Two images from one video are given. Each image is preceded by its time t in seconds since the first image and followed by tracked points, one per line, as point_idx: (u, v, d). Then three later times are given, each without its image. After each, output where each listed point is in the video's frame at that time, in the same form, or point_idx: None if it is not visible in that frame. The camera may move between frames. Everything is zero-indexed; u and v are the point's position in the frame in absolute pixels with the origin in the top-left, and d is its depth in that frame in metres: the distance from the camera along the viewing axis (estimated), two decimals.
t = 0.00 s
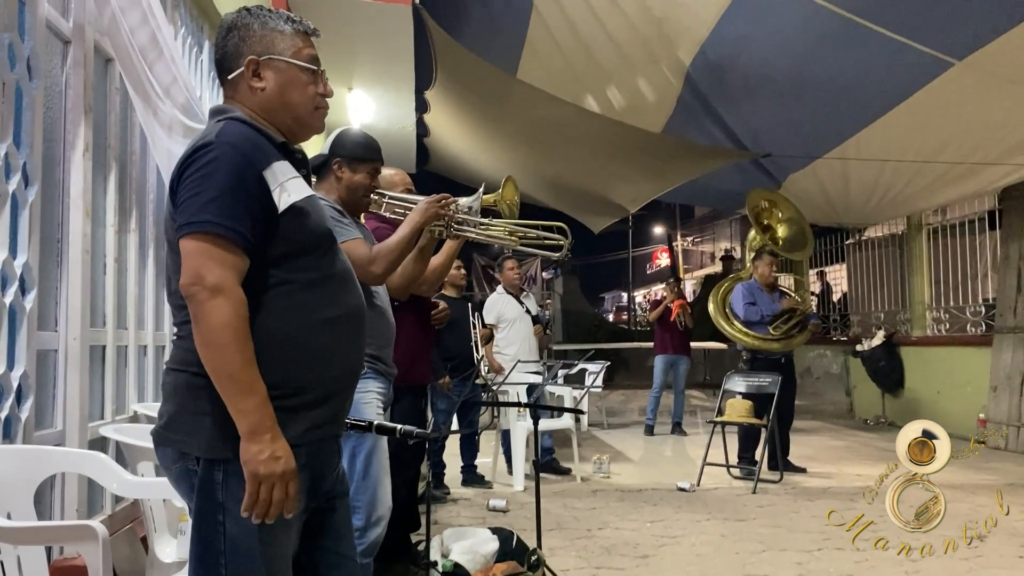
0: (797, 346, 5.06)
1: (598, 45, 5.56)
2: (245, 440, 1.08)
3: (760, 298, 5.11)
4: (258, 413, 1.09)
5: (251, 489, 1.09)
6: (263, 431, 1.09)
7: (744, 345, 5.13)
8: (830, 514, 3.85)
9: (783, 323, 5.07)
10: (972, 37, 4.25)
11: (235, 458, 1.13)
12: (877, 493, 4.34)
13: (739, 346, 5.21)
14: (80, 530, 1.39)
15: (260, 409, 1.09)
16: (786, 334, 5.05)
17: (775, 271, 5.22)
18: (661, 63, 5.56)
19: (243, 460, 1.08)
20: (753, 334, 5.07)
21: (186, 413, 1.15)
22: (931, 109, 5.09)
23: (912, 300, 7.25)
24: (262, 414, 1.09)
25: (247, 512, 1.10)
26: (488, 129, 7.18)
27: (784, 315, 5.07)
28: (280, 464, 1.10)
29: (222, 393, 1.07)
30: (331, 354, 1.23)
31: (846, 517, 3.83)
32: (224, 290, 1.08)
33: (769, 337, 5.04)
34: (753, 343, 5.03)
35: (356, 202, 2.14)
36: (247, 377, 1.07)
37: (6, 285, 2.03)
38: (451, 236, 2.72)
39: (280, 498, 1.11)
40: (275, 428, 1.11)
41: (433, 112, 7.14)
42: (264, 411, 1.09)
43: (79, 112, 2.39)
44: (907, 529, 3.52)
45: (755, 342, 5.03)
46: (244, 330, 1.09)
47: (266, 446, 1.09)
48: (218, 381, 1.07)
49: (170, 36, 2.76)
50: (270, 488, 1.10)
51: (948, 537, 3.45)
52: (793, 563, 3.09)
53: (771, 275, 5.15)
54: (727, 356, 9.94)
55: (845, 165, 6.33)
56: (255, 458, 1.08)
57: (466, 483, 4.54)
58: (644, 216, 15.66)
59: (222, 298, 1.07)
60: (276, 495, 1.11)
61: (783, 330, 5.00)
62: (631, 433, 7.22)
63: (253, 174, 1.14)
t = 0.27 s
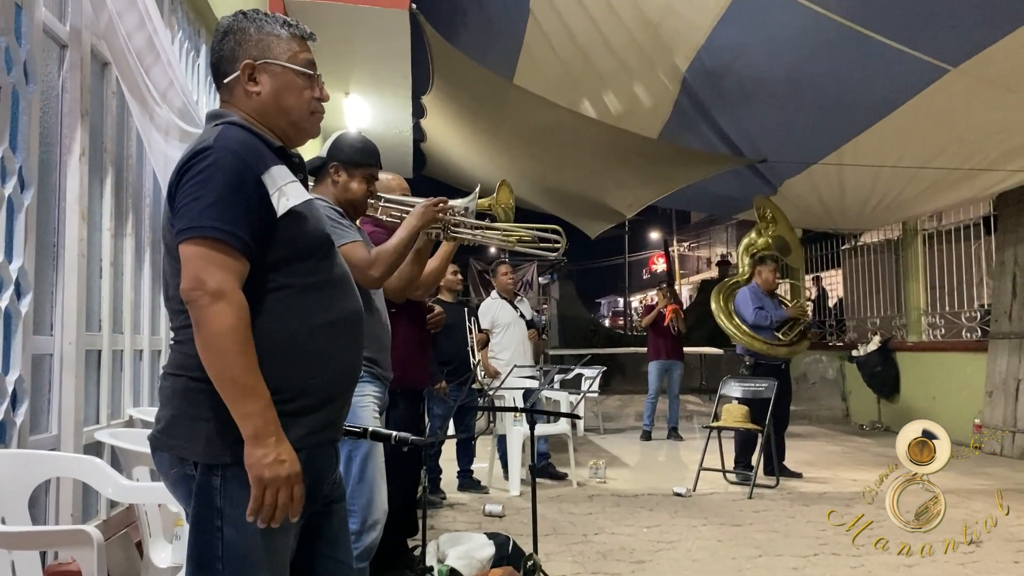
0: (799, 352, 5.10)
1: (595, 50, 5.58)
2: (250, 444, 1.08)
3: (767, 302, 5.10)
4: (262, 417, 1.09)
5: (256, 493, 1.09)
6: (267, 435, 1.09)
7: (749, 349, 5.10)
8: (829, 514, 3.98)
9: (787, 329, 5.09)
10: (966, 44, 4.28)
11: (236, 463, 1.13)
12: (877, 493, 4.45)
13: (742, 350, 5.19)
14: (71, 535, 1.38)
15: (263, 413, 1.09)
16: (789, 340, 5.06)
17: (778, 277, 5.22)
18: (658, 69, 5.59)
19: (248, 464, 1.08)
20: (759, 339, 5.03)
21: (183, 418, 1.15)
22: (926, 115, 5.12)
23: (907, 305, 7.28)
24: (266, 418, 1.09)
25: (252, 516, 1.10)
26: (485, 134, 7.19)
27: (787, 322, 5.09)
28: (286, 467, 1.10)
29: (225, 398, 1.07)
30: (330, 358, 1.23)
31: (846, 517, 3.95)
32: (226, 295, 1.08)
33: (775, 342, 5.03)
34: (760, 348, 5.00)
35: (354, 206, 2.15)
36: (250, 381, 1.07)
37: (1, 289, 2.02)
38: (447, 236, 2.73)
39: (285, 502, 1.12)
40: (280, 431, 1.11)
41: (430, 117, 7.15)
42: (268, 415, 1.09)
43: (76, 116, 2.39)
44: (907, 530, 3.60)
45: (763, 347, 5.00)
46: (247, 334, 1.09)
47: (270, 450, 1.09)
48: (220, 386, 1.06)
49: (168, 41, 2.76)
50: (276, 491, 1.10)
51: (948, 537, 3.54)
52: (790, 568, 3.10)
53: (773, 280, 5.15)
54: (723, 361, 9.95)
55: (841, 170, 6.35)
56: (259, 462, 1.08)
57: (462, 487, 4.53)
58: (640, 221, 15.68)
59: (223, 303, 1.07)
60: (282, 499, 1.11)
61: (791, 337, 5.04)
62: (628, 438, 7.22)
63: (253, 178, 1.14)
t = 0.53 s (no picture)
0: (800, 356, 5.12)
1: (592, 54, 5.59)
2: (257, 447, 1.08)
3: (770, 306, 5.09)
4: (268, 420, 1.08)
5: (264, 496, 1.09)
6: (274, 438, 1.09)
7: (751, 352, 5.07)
8: (829, 514, 4.04)
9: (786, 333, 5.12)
10: (962, 49, 4.30)
11: (239, 467, 1.13)
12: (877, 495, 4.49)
13: (744, 353, 5.16)
14: (67, 539, 1.37)
15: (269, 416, 1.09)
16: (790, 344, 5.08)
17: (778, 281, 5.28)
18: (655, 73, 5.60)
19: (255, 468, 1.08)
20: (763, 343, 5.02)
21: (183, 422, 1.14)
22: (922, 120, 5.14)
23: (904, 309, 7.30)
24: (272, 421, 1.09)
25: (260, 519, 1.10)
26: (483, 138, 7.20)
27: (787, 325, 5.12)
28: (293, 469, 1.10)
29: (230, 402, 1.07)
30: (330, 361, 1.24)
31: (846, 517, 4.01)
32: (230, 299, 1.08)
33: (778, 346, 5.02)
34: (765, 352, 4.98)
35: (353, 209, 2.15)
36: (255, 385, 1.07)
37: None
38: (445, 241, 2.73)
39: (292, 505, 1.12)
40: (286, 434, 1.11)
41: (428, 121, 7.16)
42: (274, 418, 1.09)
43: (74, 119, 2.39)
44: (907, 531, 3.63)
45: (768, 351, 4.98)
46: (251, 338, 1.09)
47: (277, 452, 1.09)
48: (224, 390, 1.06)
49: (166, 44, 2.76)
50: (284, 494, 1.10)
51: (949, 537, 3.60)
52: (787, 572, 3.09)
53: (773, 286, 5.21)
54: (720, 365, 9.95)
55: (837, 175, 6.37)
56: (266, 465, 1.08)
57: (459, 492, 4.52)
58: (638, 225, 15.70)
59: (228, 307, 1.07)
60: (289, 502, 1.11)
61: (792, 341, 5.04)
62: (625, 442, 7.21)
63: (254, 182, 1.14)
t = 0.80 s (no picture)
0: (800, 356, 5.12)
1: (591, 56, 5.60)
2: (255, 449, 1.08)
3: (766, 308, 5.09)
4: (267, 422, 1.08)
5: (262, 499, 1.08)
6: (272, 440, 1.09)
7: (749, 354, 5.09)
8: (829, 514, 4.08)
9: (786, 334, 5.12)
10: (960, 51, 4.31)
11: (238, 469, 1.13)
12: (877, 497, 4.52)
13: (742, 355, 5.17)
14: (67, 542, 1.37)
15: (268, 419, 1.08)
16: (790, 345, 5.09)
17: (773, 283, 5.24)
18: (654, 75, 5.61)
19: (253, 470, 1.08)
20: (761, 345, 5.04)
21: (181, 424, 1.14)
22: (920, 122, 5.15)
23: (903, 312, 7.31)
24: (270, 424, 1.09)
25: (258, 523, 1.09)
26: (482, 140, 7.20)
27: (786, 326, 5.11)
28: (291, 472, 1.10)
29: (229, 404, 1.07)
30: (329, 364, 1.23)
31: (846, 517, 4.05)
32: (229, 301, 1.08)
33: (776, 347, 5.04)
34: (764, 354, 5.00)
35: (352, 212, 2.15)
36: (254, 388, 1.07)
37: None
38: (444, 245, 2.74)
39: (291, 508, 1.11)
40: (284, 437, 1.11)
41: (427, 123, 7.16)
42: (273, 421, 1.09)
43: (72, 121, 2.39)
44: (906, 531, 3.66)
45: (766, 353, 5.00)
46: (250, 340, 1.08)
47: (276, 455, 1.09)
48: (223, 393, 1.06)
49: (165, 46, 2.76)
50: (282, 496, 1.10)
51: (949, 537, 3.63)
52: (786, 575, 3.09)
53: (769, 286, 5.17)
54: (719, 367, 9.95)
55: (835, 177, 6.38)
56: (264, 468, 1.08)
57: (458, 494, 4.51)
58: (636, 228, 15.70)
59: (227, 309, 1.07)
60: (287, 505, 1.10)
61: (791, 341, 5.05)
62: (623, 444, 7.21)
63: (253, 184, 1.14)
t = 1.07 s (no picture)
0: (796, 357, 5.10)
1: (591, 57, 5.61)
2: (251, 451, 1.08)
3: (759, 310, 5.09)
4: (263, 424, 1.08)
5: (257, 500, 1.08)
6: (268, 442, 1.09)
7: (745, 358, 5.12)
8: (829, 514, 4.09)
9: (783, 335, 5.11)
10: (959, 52, 4.31)
11: (236, 470, 1.13)
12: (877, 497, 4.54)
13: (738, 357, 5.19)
14: (67, 543, 1.37)
15: (264, 420, 1.08)
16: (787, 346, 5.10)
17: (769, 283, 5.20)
18: (654, 75, 5.61)
19: (248, 472, 1.08)
20: (756, 348, 5.06)
21: (179, 425, 1.14)
22: (920, 123, 5.15)
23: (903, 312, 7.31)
24: (266, 425, 1.09)
25: (253, 524, 1.09)
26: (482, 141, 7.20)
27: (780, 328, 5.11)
28: (286, 474, 1.10)
29: (226, 405, 1.07)
30: (327, 365, 1.23)
31: (846, 517, 4.06)
32: (226, 302, 1.08)
33: (771, 349, 5.05)
34: (758, 356, 5.02)
35: (353, 214, 2.15)
36: (251, 389, 1.07)
37: None
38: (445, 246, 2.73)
39: (285, 510, 1.11)
40: (280, 438, 1.10)
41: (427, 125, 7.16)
42: (268, 422, 1.09)
43: (72, 121, 2.39)
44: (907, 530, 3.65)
45: (759, 356, 5.01)
46: (247, 342, 1.08)
47: (271, 457, 1.08)
48: (220, 394, 1.06)
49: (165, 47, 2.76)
50: (276, 498, 1.10)
51: (949, 537, 3.65)
52: None
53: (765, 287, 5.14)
54: (719, 368, 9.95)
55: (835, 178, 6.38)
56: (259, 469, 1.08)
57: (458, 495, 4.51)
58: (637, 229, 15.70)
59: (224, 310, 1.07)
60: (283, 506, 1.10)
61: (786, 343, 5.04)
62: (624, 445, 7.20)
63: (251, 185, 1.14)
